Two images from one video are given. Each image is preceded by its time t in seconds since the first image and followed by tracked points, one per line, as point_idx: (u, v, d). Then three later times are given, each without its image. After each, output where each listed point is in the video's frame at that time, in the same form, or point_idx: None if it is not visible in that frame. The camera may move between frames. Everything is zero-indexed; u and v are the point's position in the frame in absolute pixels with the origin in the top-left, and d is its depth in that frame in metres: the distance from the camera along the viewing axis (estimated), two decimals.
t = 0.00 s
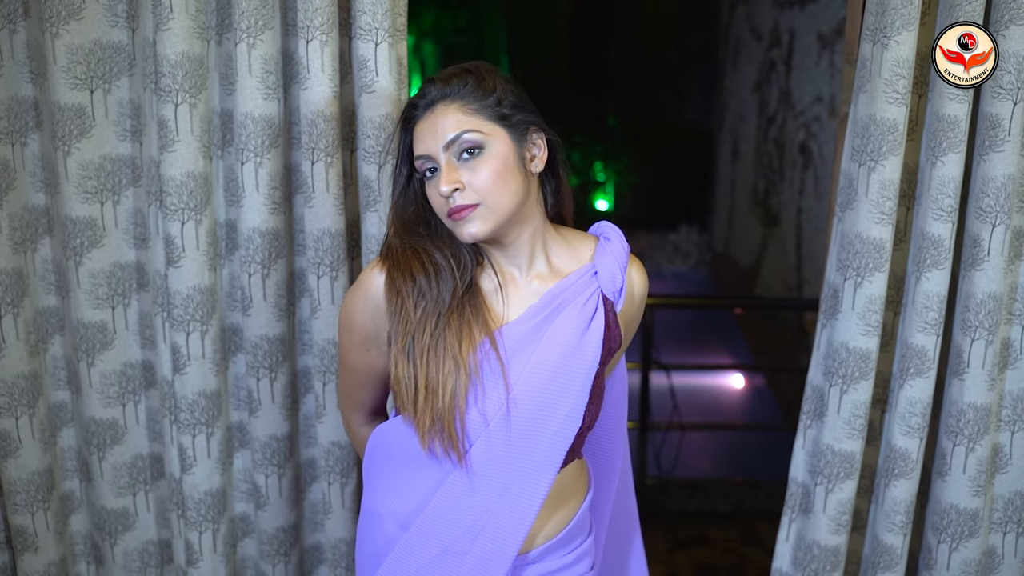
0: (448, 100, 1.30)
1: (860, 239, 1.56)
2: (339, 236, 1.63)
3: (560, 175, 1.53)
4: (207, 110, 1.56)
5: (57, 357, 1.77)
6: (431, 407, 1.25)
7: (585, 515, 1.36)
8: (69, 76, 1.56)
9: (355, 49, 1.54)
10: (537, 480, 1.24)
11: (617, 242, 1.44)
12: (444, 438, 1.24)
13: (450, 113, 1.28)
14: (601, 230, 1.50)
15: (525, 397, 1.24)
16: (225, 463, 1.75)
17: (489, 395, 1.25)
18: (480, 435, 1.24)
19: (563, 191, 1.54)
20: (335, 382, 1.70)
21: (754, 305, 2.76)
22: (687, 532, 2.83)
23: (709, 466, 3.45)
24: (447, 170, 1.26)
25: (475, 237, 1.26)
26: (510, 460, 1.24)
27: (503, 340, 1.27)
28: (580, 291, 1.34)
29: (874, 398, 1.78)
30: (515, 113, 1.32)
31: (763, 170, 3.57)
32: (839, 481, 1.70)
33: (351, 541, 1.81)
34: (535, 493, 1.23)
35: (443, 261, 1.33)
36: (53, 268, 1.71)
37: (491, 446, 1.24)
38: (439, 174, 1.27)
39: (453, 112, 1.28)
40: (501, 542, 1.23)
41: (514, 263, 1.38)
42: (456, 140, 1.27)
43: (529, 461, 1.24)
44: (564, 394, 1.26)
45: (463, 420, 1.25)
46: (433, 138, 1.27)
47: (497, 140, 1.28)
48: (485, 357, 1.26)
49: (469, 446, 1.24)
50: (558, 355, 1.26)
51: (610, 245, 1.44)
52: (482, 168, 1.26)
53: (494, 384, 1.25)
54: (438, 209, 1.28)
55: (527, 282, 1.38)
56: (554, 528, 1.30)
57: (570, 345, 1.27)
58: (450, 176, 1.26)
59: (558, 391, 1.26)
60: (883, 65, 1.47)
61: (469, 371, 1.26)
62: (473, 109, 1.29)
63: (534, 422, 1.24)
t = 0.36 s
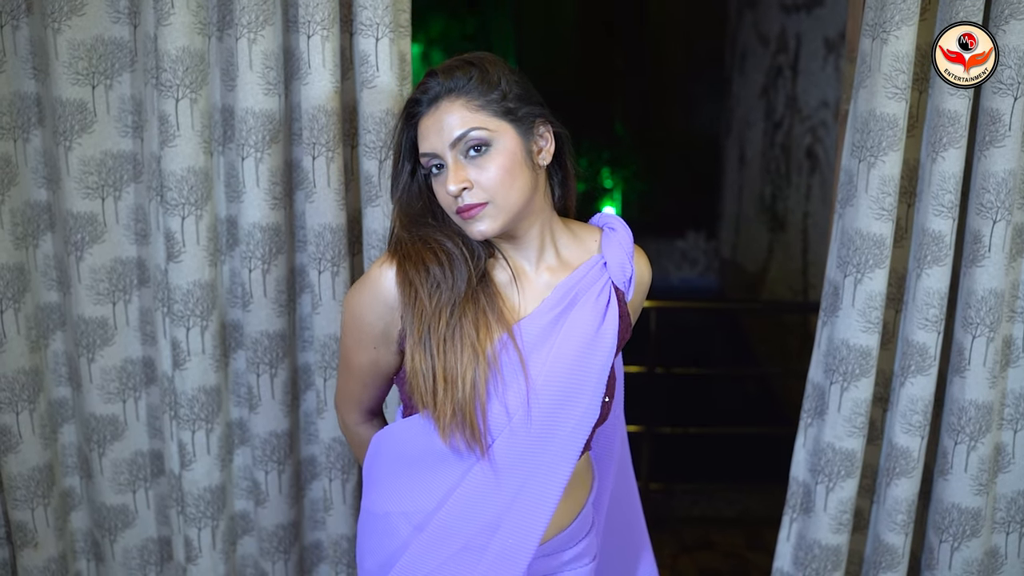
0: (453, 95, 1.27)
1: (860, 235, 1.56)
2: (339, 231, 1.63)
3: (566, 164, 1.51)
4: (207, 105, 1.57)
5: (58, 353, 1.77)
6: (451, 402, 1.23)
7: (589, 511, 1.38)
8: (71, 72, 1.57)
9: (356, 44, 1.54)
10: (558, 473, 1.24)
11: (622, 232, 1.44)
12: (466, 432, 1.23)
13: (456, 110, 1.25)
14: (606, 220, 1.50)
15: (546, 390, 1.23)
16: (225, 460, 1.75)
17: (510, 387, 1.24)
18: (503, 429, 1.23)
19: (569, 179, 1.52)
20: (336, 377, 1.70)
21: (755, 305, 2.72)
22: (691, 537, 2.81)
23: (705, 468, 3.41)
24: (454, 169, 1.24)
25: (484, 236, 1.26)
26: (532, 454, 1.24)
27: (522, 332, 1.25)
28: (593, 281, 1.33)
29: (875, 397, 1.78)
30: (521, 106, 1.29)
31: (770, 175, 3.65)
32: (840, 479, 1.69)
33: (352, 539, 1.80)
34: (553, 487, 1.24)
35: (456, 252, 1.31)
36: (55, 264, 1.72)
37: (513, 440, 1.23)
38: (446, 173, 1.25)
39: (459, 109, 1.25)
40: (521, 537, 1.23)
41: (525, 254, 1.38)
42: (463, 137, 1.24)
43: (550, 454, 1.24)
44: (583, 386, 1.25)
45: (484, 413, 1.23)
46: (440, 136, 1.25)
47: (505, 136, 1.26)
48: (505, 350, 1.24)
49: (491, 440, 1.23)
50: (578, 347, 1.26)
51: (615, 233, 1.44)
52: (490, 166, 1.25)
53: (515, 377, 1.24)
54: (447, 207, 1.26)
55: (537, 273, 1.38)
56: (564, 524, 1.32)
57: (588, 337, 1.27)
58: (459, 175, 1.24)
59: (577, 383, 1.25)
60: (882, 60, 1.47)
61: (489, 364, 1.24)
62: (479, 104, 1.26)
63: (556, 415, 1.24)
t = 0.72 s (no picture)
0: (462, 93, 1.27)
1: (858, 233, 1.56)
2: (338, 228, 1.63)
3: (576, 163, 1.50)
4: (207, 103, 1.57)
5: (58, 351, 1.78)
6: (472, 409, 1.21)
7: (604, 505, 1.43)
8: (72, 69, 1.58)
9: (354, 42, 1.55)
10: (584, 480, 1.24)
11: (630, 231, 1.45)
12: (487, 441, 1.22)
13: (464, 108, 1.24)
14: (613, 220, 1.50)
15: (571, 397, 1.22)
16: (223, 457, 1.75)
17: (532, 394, 1.23)
18: (527, 438, 1.23)
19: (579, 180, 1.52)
20: (335, 374, 1.70)
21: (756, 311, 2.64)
22: (694, 542, 2.78)
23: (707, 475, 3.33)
24: (463, 169, 1.23)
25: (495, 235, 1.23)
26: (557, 462, 1.23)
27: (542, 338, 1.25)
28: (607, 283, 1.33)
29: (874, 396, 1.77)
30: (530, 104, 1.29)
31: (775, 183, 3.89)
32: (839, 479, 1.69)
33: (350, 537, 1.79)
34: (580, 495, 1.23)
35: (469, 259, 1.30)
36: (55, 261, 1.73)
37: (538, 449, 1.22)
38: (455, 174, 1.24)
39: (467, 107, 1.24)
40: (549, 546, 1.24)
41: (538, 257, 1.37)
42: (472, 136, 1.23)
43: (576, 460, 1.24)
44: (607, 390, 1.25)
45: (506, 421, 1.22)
46: (448, 135, 1.24)
47: (514, 133, 1.25)
48: (525, 357, 1.24)
49: (515, 449, 1.23)
50: (599, 351, 1.25)
51: (623, 232, 1.45)
52: (500, 164, 1.23)
53: (537, 384, 1.23)
54: (457, 209, 1.25)
55: (551, 277, 1.37)
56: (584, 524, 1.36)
57: (608, 341, 1.26)
58: (469, 175, 1.22)
59: (599, 387, 1.25)
60: (879, 57, 1.47)
61: (509, 371, 1.23)
62: (488, 102, 1.25)
63: (580, 422, 1.23)
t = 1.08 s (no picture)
0: (474, 95, 1.24)
1: (854, 234, 1.56)
2: (334, 229, 1.64)
3: (588, 163, 1.49)
4: (204, 104, 1.58)
5: (55, 352, 1.78)
6: (504, 421, 1.17)
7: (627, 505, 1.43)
8: (70, 70, 1.59)
9: (351, 43, 1.56)
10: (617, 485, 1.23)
11: (641, 232, 1.44)
12: (521, 454, 1.18)
13: (477, 110, 1.21)
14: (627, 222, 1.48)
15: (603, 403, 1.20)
16: (219, 459, 1.74)
17: (565, 402, 1.20)
18: (561, 449, 1.19)
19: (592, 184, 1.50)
20: (330, 375, 1.70)
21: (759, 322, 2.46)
22: (695, 550, 2.74)
23: (710, 484, 3.24)
24: (481, 173, 1.20)
25: (514, 239, 1.21)
26: (590, 470, 1.21)
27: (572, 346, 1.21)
28: (626, 286, 1.31)
29: (871, 399, 1.77)
30: (544, 105, 1.27)
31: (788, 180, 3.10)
32: (836, 481, 1.68)
33: (346, 540, 1.79)
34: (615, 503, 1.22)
35: (491, 268, 1.26)
36: (53, 262, 1.73)
37: (572, 459, 1.19)
38: (474, 178, 1.20)
39: (480, 109, 1.22)
40: (583, 554, 1.23)
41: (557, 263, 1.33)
42: (487, 138, 1.21)
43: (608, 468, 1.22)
44: (637, 393, 1.23)
45: (539, 432, 1.19)
46: (464, 139, 1.21)
47: (530, 134, 1.23)
48: (554, 366, 1.21)
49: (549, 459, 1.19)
50: (628, 355, 1.23)
51: (635, 233, 1.44)
52: (518, 167, 1.21)
53: (569, 393, 1.20)
54: (478, 216, 1.21)
55: (570, 282, 1.34)
56: (613, 527, 1.36)
57: (635, 346, 1.24)
58: (486, 179, 1.19)
59: (629, 394, 1.23)
60: (874, 57, 1.47)
61: (539, 382, 1.20)
62: (502, 103, 1.23)
63: (612, 428, 1.21)
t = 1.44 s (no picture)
0: (485, 92, 1.21)
1: (848, 235, 1.56)
2: (328, 231, 1.64)
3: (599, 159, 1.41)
4: (198, 106, 1.59)
5: (49, 355, 1.78)
6: (534, 425, 1.14)
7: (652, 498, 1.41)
8: (65, 72, 1.60)
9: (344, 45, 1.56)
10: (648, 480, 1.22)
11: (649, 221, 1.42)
12: (553, 456, 1.16)
13: (488, 107, 1.18)
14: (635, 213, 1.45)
15: (634, 398, 1.17)
16: (213, 462, 1.74)
17: (594, 400, 1.17)
18: (594, 449, 1.17)
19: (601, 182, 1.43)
20: (324, 378, 1.69)
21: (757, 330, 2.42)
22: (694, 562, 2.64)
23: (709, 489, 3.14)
24: (495, 171, 1.17)
25: (527, 238, 1.18)
26: (623, 466, 1.19)
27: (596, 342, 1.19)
28: (642, 276, 1.29)
29: (866, 403, 1.77)
30: (556, 101, 1.24)
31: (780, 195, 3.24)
32: (832, 485, 1.68)
33: (339, 543, 1.78)
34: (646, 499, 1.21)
35: (507, 268, 1.22)
36: (47, 265, 1.73)
37: (605, 457, 1.17)
38: (488, 177, 1.17)
39: (492, 106, 1.18)
40: (616, 553, 1.22)
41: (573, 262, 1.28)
42: (501, 135, 1.18)
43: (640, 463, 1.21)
44: (664, 383, 1.22)
45: (569, 433, 1.16)
46: (476, 137, 1.18)
47: (544, 131, 1.20)
48: (581, 366, 1.18)
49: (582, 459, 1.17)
50: (654, 347, 1.21)
51: (643, 223, 1.41)
52: (532, 164, 1.18)
53: (597, 391, 1.17)
54: (495, 216, 1.18)
55: (585, 281, 1.29)
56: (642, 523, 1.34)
57: (658, 340, 1.22)
58: (502, 178, 1.17)
59: (655, 389, 1.20)
60: (867, 59, 1.48)
61: (566, 383, 1.17)
62: (515, 98, 1.20)
63: (643, 422, 1.19)
